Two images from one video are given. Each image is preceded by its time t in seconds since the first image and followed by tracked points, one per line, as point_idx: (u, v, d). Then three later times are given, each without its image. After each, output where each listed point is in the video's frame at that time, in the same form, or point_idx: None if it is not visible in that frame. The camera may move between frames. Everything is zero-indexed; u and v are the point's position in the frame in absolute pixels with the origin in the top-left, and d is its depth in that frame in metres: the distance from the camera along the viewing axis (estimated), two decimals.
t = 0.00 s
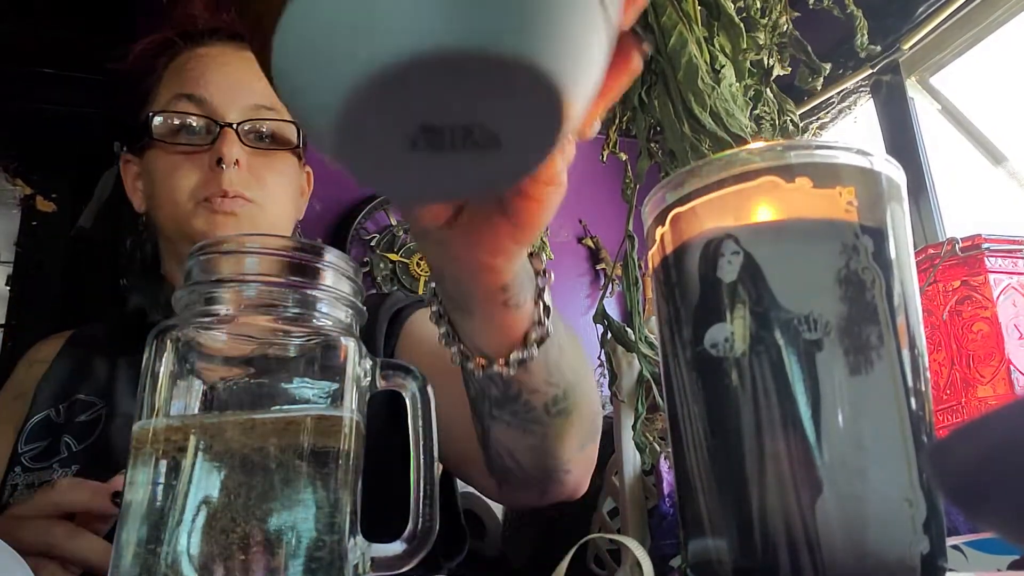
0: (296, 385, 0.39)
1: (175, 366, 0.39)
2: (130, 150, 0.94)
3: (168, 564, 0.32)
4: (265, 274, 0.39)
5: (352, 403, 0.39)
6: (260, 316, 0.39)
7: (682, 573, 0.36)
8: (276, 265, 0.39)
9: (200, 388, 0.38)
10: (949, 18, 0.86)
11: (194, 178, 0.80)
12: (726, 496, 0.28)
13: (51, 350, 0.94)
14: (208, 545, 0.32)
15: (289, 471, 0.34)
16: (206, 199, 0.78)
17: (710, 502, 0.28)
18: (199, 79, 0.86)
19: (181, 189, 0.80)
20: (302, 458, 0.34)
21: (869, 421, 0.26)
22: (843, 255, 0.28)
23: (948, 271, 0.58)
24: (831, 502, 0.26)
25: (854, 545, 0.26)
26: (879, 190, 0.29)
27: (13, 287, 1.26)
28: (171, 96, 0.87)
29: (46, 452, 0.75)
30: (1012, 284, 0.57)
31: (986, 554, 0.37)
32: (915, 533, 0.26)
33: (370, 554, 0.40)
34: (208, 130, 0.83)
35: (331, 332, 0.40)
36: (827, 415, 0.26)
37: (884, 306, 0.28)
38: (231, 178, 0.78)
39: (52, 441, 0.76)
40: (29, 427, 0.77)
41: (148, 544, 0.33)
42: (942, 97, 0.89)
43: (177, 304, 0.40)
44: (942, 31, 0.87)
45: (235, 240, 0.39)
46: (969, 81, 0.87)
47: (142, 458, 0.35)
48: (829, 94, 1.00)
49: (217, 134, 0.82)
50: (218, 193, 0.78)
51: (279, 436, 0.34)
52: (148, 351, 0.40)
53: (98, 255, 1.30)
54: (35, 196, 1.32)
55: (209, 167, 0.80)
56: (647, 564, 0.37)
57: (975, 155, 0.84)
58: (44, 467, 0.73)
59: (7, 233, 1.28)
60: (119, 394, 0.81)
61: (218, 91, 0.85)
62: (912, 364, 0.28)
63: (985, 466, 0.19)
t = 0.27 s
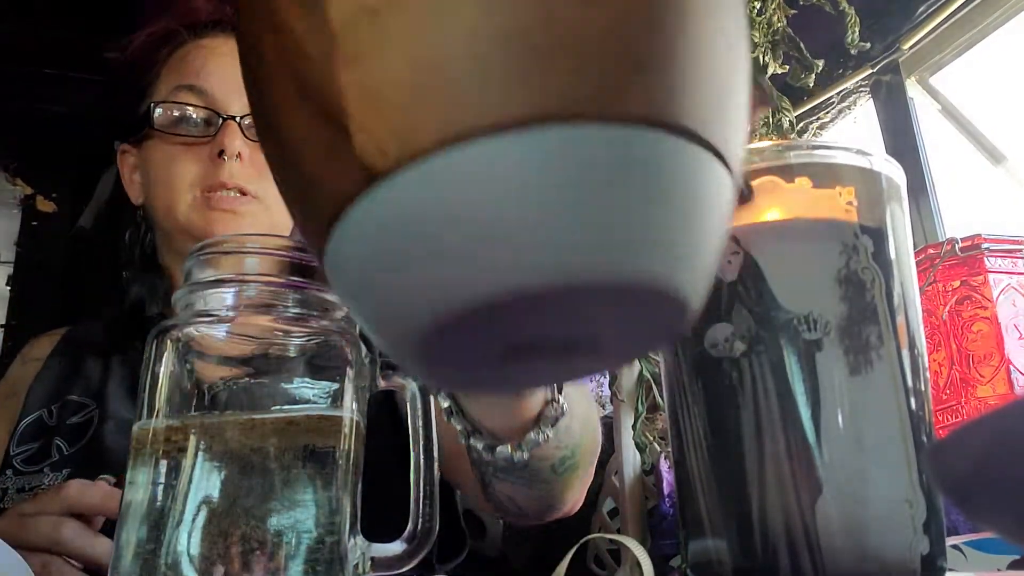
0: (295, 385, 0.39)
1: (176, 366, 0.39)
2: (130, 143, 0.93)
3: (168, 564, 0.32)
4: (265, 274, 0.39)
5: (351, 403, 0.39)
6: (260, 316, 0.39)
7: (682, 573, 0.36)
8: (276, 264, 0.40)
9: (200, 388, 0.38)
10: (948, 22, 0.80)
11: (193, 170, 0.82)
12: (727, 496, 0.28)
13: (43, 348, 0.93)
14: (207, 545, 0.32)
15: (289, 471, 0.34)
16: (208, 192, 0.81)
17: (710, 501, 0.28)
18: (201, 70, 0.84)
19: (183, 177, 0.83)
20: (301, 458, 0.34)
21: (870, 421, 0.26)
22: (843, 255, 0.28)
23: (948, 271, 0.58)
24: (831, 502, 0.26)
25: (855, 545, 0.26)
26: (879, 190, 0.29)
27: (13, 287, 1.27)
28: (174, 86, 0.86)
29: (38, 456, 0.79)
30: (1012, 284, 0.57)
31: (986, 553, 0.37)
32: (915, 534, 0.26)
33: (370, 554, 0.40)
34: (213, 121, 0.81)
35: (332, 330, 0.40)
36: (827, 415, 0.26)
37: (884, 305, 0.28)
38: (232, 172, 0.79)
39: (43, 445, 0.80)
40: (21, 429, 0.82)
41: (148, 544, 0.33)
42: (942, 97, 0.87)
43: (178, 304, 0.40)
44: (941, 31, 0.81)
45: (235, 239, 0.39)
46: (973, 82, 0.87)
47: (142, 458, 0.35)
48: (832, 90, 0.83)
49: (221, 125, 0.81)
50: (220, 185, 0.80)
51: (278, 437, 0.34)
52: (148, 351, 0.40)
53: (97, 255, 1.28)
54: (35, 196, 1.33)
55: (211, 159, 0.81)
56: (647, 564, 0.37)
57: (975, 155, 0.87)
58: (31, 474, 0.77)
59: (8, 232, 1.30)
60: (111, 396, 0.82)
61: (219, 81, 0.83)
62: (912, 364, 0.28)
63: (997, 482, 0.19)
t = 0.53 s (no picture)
0: (295, 386, 0.38)
1: (175, 366, 0.38)
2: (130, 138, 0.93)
3: (167, 565, 0.32)
4: (265, 274, 0.39)
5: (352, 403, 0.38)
6: (260, 316, 0.39)
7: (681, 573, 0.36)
8: (276, 265, 0.40)
9: (200, 387, 0.38)
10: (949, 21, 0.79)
11: (193, 165, 0.82)
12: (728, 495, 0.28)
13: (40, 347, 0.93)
14: (208, 544, 0.32)
15: (289, 470, 0.34)
16: (208, 188, 0.81)
17: (711, 503, 0.28)
18: (204, 65, 0.85)
19: (183, 172, 0.83)
20: (301, 458, 0.34)
21: (871, 421, 0.26)
22: (844, 255, 0.28)
23: (949, 270, 0.58)
24: (832, 502, 0.26)
25: (856, 546, 0.26)
26: (881, 189, 0.29)
27: (12, 286, 1.27)
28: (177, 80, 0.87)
29: (34, 456, 0.79)
30: (1012, 284, 0.57)
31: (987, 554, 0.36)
32: (916, 535, 0.26)
33: (370, 555, 0.40)
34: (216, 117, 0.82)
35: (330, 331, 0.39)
36: (827, 415, 0.26)
37: (886, 305, 0.28)
38: (234, 170, 0.80)
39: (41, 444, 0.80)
40: (20, 428, 0.82)
41: (148, 545, 0.33)
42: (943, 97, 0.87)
43: (177, 305, 0.40)
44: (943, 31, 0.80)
45: (235, 238, 0.39)
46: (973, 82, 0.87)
47: (141, 458, 0.35)
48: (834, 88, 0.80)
49: (223, 121, 0.82)
50: (219, 182, 0.81)
51: (279, 436, 0.34)
52: (149, 352, 0.40)
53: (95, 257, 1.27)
54: (34, 196, 1.33)
55: (212, 156, 0.81)
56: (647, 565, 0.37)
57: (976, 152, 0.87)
58: (29, 473, 0.77)
59: (8, 232, 1.30)
60: (109, 395, 0.82)
61: (222, 77, 0.84)
62: (913, 364, 0.28)
63: (1006, 494, 0.16)
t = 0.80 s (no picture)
0: (295, 386, 0.38)
1: (175, 366, 0.39)
2: (131, 133, 0.93)
3: (166, 565, 0.32)
4: (264, 274, 0.39)
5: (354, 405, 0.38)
6: (258, 316, 0.39)
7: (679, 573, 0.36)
8: (275, 266, 0.40)
9: (198, 388, 0.38)
10: (946, 22, 0.81)
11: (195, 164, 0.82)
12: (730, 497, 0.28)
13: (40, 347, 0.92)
14: (207, 544, 0.32)
15: (288, 470, 0.34)
16: (211, 186, 0.82)
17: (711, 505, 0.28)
18: (206, 63, 0.86)
19: (184, 172, 0.83)
20: (299, 458, 0.34)
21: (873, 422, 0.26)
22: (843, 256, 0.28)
23: (949, 270, 0.58)
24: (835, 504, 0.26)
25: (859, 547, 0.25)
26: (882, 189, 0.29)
27: (13, 286, 1.24)
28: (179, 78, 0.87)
29: (35, 456, 0.79)
30: (1012, 284, 0.57)
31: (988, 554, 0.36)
32: (917, 535, 0.26)
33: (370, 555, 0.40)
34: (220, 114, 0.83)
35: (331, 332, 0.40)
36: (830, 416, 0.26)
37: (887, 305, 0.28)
38: (237, 170, 0.81)
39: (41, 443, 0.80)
40: (21, 428, 0.82)
41: (148, 545, 0.33)
42: (943, 97, 0.87)
43: (178, 305, 0.40)
44: (944, 30, 0.82)
45: (235, 239, 0.39)
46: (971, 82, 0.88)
47: (141, 458, 0.35)
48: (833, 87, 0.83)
49: (224, 121, 0.83)
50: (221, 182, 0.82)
51: (278, 436, 0.34)
52: (151, 353, 0.40)
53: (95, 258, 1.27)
54: (34, 195, 1.30)
55: (213, 155, 0.82)
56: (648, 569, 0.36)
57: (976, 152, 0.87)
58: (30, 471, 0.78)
59: (4, 234, 1.27)
60: (110, 394, 0.82)
61: (226, 76, 0.85)
62: (913, 364, 0.28)
63: (1004, 495, 0.20)
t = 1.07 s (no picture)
0: (293, 386, 0.38)
1: (173, 366, 0.38)
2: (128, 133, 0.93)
3: (165, 566, 0.32)
4: (263, 274, 0.39)
5: (354, 405, 0.39)
6: (258, 316, 0.39)
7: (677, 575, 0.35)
8: (274, 265, 0.39)
9: (196, 389, 0.38)
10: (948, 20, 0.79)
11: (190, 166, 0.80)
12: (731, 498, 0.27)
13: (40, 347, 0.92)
14: (205, 546, 0.32)
15: (287, 472, 0.34)
16: (204, 187, 0.79)
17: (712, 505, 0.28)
18: (202, 62, 0.85)
19: (181, 173, 0.80)
20: (298, 458, 0.34)
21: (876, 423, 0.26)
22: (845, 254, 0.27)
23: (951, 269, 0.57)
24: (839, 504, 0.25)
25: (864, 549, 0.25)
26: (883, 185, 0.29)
27: (10, 286, 1.25)
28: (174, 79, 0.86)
29: (34, 458, 0.79)
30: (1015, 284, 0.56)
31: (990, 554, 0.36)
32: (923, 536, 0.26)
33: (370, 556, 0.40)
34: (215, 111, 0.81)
35: (332, 333, 0.40)
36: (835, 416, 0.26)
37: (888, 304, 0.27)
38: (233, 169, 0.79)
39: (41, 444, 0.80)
40: (20, 429, 0.82)
41: (147, 546, 0.33)
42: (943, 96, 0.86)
43: (175, 304, 0.40)
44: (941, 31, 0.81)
45: (234, 238, 0.39)
46: (970, 80, 0.88)
47: (139, 459, 0.35)
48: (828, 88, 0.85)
49: (218, 122, 0.82)
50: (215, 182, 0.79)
51: (277, 437, 0.34)
52: (148, 354, 0.40)
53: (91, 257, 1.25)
54: (32, 195, 1.31)
55: (207, 156, 0.80)
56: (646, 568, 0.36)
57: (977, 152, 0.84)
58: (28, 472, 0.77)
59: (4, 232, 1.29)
60: (107, 395, 0.81)
61: (222, 74, 0.84)
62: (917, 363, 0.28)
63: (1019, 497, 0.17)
